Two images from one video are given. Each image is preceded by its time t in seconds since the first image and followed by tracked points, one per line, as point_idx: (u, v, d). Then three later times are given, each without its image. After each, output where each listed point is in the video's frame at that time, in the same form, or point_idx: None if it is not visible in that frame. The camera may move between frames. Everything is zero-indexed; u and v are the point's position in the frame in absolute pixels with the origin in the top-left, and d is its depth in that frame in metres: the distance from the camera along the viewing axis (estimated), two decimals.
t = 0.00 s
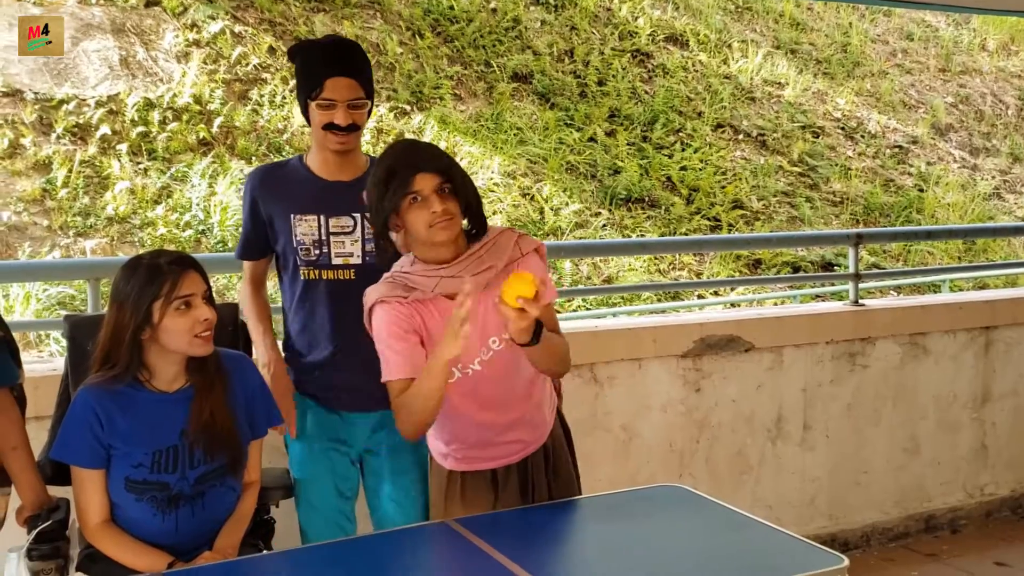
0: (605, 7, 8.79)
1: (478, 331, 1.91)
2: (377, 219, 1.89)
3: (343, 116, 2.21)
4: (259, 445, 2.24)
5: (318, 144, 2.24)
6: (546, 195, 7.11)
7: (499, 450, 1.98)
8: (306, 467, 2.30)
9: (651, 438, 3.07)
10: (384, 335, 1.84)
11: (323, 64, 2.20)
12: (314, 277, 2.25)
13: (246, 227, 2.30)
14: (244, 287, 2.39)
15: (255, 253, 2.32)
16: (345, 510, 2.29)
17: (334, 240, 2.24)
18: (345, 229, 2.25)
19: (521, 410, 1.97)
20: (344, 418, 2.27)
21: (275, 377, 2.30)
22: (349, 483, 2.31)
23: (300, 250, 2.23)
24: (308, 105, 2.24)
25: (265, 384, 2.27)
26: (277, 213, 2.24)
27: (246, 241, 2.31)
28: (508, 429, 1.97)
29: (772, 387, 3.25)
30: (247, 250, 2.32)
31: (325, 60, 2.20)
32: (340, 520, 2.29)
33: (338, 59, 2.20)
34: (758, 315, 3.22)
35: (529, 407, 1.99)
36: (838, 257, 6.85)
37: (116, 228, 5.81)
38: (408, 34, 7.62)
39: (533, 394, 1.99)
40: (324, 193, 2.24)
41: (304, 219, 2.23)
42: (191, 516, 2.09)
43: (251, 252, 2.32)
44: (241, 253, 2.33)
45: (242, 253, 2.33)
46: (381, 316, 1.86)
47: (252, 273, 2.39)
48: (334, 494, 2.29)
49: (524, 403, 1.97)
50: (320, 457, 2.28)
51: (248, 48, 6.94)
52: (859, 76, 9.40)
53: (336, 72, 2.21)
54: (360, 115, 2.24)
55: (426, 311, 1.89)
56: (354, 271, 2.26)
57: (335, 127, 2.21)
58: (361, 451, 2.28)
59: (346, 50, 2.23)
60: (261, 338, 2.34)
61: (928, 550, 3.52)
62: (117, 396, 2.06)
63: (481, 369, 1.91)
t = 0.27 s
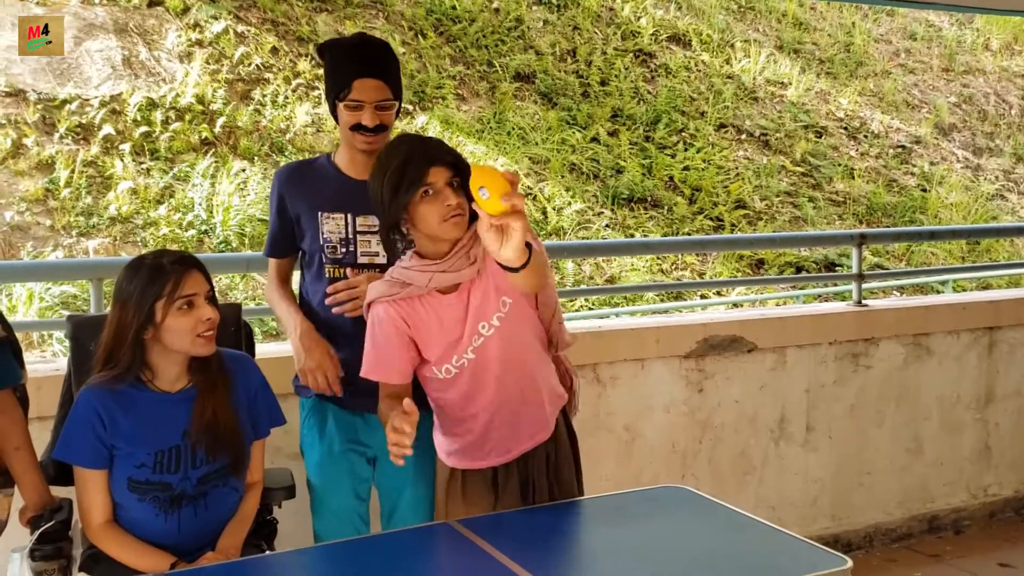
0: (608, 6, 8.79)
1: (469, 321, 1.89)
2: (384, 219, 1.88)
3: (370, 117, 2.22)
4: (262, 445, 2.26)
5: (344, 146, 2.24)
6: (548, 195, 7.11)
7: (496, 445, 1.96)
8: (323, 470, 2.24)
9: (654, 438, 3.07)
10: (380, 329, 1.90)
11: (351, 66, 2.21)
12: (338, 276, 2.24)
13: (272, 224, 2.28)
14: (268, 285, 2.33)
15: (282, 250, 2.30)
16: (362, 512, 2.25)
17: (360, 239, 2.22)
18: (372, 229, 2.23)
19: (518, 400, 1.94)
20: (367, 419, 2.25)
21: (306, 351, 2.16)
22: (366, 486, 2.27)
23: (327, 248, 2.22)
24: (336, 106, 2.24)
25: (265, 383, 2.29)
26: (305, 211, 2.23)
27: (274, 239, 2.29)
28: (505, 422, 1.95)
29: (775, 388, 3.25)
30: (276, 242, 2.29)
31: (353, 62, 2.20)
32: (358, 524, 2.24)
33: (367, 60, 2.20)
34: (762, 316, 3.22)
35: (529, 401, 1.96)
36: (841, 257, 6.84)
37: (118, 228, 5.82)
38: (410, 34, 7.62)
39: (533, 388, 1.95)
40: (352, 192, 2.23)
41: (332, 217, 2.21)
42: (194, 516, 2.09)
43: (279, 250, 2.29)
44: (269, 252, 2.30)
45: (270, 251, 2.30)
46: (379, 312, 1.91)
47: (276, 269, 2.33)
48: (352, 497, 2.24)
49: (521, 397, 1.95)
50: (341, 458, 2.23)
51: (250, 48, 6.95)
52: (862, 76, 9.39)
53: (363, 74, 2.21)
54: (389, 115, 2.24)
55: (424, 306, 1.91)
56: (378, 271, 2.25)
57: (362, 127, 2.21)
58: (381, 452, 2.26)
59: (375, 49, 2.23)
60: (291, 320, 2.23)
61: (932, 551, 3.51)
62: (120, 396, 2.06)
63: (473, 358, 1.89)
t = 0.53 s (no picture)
0: (613, 6, 8.78)
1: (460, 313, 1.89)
2: (393, 210, 1.86)
3: (384, 113, 2.19)
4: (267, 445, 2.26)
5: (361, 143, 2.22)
6: (553, 195, 7.11)
7: (494, 438, 1.96)
8: (330, 468, 2.24)
9: (660, 438, 3.06)
10: (379, 321, 1.93)
11: (365, 61, 2.18)
12: (353, 276, 2.23)
13: (292, 221, 2.28)
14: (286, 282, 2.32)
15: (302, 246, 2.29)
16: (366, 511, 2.26)
17: (375, 239, 2.21)
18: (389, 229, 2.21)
19: (513, 394, 1.93)
20: (377, 417, 2.26)
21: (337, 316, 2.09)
22: (371, 485, 2.29)
23: (342, 247, 2.21)
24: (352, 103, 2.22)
25: (269, 382, 2.29)
26: (322, 209, 2.23)
27: (294, 236, 2.29)
28: (501, 415, 1.94)
29: (781, 388, 3.24)
30: (294, 238, 2.29)
31: (367, 58, 2.18)
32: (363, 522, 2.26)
33: (381, 56, 2.18)
34: (768, 316, 3.21)
35: (527, 394, 1.95)
36: (847, 256, 6.84)
37: (124, 228, 5.83)
38: (415, 34, 7.62)
39: (530, 381, 1.94)
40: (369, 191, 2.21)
41: (348, 216, 2.21)
42: (199, 516, 2.09)
43: (299, 246, 2.29)
44: (289, 248, 2.30)
45: (290, 248, 2.30)
46: (378, 304, 1.93)
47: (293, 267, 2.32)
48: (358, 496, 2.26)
49: (518, 389, 1.94)
50: (349, 455, 2.24)
51: (256, 48, 6.95)
52: (868, 75, 9.37)
53: (377, 69, 2.18)
54: (404, 110, 2.21)
55: (423, 299, 1.92)
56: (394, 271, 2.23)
57: (377, 123, 2.18)
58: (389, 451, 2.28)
59: (390, 46, 2.20)
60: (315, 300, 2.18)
61: (938, 551, 3.50)
62: (124, 395, 2.07)
63: (464, 351, 1.89)
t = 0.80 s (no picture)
0: (617, 7, 8.77)
1: (462, 311, 1.89)
2: (397, 209, 1.86)
3: (373, 108, 2.22)
4: (271, 445, 2.26)
5: (351, 141, 2.24)
6: (556, 196, 7.11)
7: (496, 438, 1.96)
8: (326, 472, 2.30)
9: (662, 439, 3.06)
10: (384, 319, 1.94)
11: (353, 58, 2.22)
12: (347, 277, 2.23)
13: (279, 226, 2.27)
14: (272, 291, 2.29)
15: (289, 252, 2.27)
16: (361, 515, 2.32)
17: (368, 240, 2.22)
18: (380, 229, 2.23)
19: (515, 392, 1.93)
20: (373, 423, 2.30)
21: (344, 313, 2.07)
22: (366, 490, 2.33)
23: (335, 249, 2.21)
24: (340, 101, 2.25)
25: (275, 385, 2.30)
26: (312, 211, 2.22)
27: (279, 241, 2.26)
28: (503, 414, 1.94)
29: (784, 390, 3.24)
30: (282, 244, 2.27)
31: (355, 55, 2.22)
32: (356, 526, 2.31)
33: (369, 53, 2.22)
34: (771, 317, 3.21)
35: (529, 393, 1.94)
36: (851, 257, 6.83)
37: (128, 229, 5.83)
38: (419, 35, 7.61)
39: (533, 380, 1.94)
40: (359, 192, 2.23)
41: (339, 217, 2.21)
42: (201, 517, 2.09)
43: (285, 252, 2.27)
44: (275, 253, 2.28)
45: (276, 254, 2.27)
46: (382, 302, 1.94)
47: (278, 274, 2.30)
48: (352, 500, 2.31)
49: (520, 388, 1.94)
50: (344, 461, 2.30)
51: (259, 49, 6.96)
52: (872, 76, 9.37)
53: (366, 65, 2.22)
54: (392, 105, 2.24)
55: (427, 297, 1.93)
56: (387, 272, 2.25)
57: (365, 119, 2.21)
58: (384, 456, 2.33)
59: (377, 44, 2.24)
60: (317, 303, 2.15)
61: (941, 552, 3.50)
62: (130, 394, 2.08)
63: (467, 349, 1.89)
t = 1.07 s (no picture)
0: (625, 8, 8.76)
1: (472, 311, 1.89)
2: (408, 207, 1.88)
3: (365, 103, 2.23)
4: (281, 445, 2.27)
5: (344, 138, 2.25)
6: (564, 197, 7.13)
7: (504, 436, 1.96)
8: (327, 474, 2.32)
9: (671, 439, 3.06)
10: (395, 317, 1.95)
11: (344, 53, 2.22)
12: (342, 279, 2.25)
13: (269, 229, 2.26)
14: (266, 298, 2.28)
15: (281, 255, 2.27)
16: (363, 516, 2.33)
17: (363, 242, 2.25)
18: (374, 231, 2.25)
19: (523, 391, 1.93)
20: (372, 424, 2.33)
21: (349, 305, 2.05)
22: (367, 491, 2.36)
23: (330, 252, 2.23)
24: (331, 97, 2.25)
25: (286, 385, 2.31)
26: (306, 214, 2.24)
27: (270, 245, 2.26)
28: (512, 413, 1.94)
29: (793, 390, 3.24)
30: (273, 248, 2.26)
31: (345, 51, 2.22)
32: (359, 527, 2.33)
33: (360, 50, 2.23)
34: (779, 317, 3.20)
35: (537, 392, 1.95)
36: (860, 258, 6.83)
37: (137, 230, 5.85)
38: (427, 36, 7.60)
39: (541, 380, 1.94)
40: (352, 194, 2.24)
41: (334, 220, 2.23)
42: (212, 514, 2.10)
43: (277, 255, 2.27)
44: (264, 257, 2.27)
45: (266, 257, 2.26)
46: (393, 300, 1.95)
47: (270, 277, 2.30)
48: (354, 502, 2.33)
49: (528, 388, 1.94)
50: (345, 462, 2.32)
51: (268, 51, 6.96)
52: (881, 77, 9.34)
53: (358, 60, 2.22)
54: (383, 100, 2.25)
55: (436, 296, 1.93)
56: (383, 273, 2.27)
57: (357, 113, 2.22)
58: (384, 457, 2.35)
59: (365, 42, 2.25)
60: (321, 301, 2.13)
61: (950, 554, 3.49)
62: (144, 390, 2.09)
63: (476, 348, 1.89)
